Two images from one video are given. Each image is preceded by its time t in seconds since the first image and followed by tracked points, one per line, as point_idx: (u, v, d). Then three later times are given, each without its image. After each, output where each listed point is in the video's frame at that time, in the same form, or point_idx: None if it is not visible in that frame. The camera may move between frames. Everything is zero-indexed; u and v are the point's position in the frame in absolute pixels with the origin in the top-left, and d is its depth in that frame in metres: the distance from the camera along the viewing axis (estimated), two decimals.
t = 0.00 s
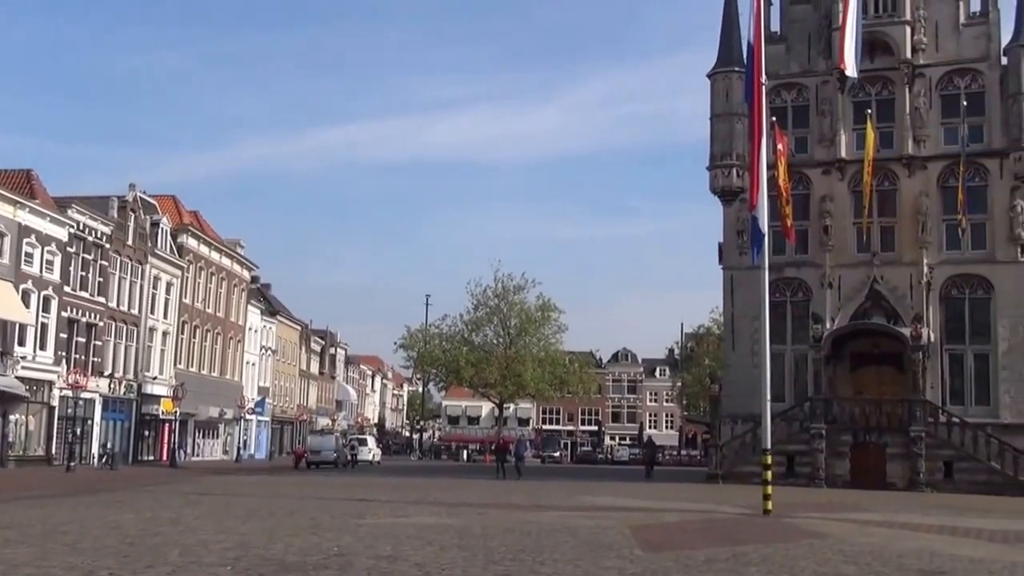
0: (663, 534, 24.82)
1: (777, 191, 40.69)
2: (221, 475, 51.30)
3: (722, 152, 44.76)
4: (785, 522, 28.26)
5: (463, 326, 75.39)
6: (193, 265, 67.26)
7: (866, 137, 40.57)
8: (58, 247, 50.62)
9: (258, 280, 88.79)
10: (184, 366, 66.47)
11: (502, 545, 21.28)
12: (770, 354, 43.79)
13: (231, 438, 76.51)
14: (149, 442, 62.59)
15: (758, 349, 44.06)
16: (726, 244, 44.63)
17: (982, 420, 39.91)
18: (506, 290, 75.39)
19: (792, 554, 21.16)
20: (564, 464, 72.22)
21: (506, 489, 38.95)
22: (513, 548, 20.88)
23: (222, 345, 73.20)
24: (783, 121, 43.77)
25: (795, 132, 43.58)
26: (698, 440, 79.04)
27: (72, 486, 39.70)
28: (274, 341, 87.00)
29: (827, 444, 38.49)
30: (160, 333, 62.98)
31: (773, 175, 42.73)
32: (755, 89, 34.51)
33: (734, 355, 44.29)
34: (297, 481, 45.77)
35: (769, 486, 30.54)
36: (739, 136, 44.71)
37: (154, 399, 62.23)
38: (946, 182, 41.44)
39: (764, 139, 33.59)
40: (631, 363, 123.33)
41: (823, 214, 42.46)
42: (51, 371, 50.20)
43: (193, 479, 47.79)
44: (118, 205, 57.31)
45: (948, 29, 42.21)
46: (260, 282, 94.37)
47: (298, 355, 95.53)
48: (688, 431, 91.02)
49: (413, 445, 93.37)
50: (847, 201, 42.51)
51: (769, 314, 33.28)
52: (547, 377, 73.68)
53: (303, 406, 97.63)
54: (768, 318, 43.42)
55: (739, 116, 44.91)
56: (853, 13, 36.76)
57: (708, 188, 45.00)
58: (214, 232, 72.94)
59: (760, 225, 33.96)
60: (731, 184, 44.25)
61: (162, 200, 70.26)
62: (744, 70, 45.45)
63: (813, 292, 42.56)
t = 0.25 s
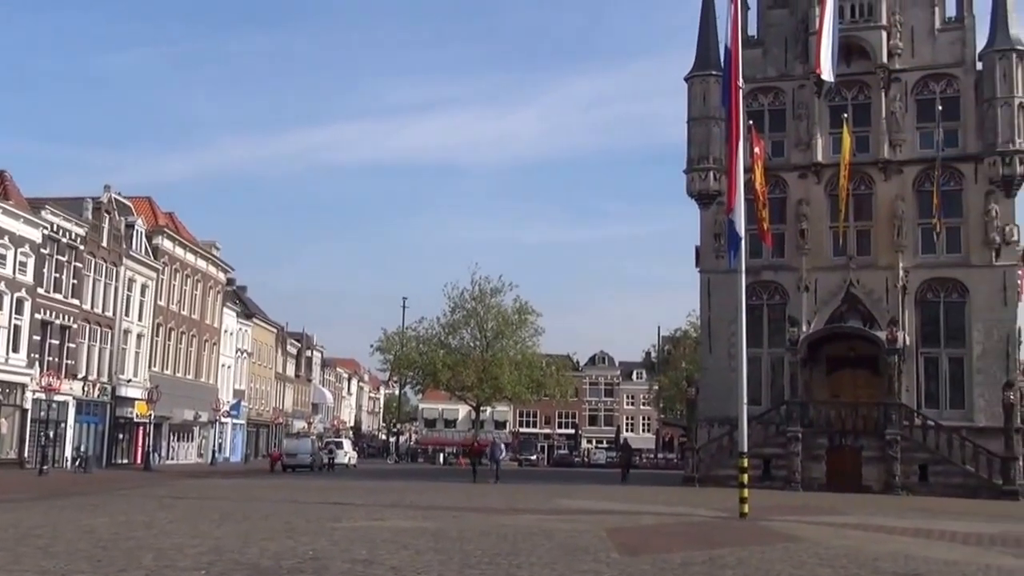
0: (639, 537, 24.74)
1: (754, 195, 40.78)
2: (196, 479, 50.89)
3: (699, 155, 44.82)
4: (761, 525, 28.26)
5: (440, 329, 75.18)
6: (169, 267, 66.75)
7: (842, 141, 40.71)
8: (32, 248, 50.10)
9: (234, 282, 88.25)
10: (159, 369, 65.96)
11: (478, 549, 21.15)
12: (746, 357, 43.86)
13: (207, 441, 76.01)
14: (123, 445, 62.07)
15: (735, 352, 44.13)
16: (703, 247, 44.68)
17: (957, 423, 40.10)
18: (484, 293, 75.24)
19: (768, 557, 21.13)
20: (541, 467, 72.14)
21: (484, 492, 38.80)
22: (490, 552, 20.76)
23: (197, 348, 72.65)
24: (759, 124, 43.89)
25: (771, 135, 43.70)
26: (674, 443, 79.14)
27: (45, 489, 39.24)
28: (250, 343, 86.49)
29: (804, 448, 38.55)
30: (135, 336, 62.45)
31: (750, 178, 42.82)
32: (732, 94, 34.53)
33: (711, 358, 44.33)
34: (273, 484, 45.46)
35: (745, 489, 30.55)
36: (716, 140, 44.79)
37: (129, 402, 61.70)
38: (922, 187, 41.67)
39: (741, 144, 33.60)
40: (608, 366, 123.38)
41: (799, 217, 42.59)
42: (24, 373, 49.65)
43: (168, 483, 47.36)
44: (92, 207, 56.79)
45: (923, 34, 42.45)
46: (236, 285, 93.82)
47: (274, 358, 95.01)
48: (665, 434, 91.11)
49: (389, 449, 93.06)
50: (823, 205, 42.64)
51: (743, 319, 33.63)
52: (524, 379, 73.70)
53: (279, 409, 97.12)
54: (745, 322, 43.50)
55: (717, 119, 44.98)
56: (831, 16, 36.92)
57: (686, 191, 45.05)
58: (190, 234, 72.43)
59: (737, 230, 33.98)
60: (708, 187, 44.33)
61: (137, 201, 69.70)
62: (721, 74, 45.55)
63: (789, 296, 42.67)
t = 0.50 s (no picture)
0: (614, 540, 24.65)
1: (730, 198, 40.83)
2: (170, 482, 50.44)
3: (676, 159, 44.84)
4: (737, 528, 28.26)
5: (417, 332, 74.93)
6: (143, 269, 66.20)
7: (818, 145, 40.84)
8: (5, 249, 49.55)
9: (209, 284, 87.68)
10: (133, 371, 65.38)
11: (454, 552, 21.00)
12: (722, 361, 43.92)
13: (181, 444, 75.44)
14: (97, 448, 61.47)
15: (711, 356, 44.17)
16: (680, 251, 44.70)
17: (932, 426, 40.26)
18: (461, 296, 75.03)
19: (743, 560, 21.09)
20: (517, 470, 71.96)
21: (461, 496, 38.62)
22: (466, 555, 20.65)
23: (171, 350, 72.09)
24: (736, 128, 43.99)
25: (748, 139, 43.81)
26: (651, 445, 79.23)
27: (16, 493, 38.74)
28: (225, 346, 85.93)
29: (780, 451, 38.60)
30: (109, 338, 61.88)
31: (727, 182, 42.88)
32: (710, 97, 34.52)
33: (688, 361, 44.35)
34: (248, 488, 45.12)
35: (721, 492, 30.54)
36: (693, 143, 44.83)
37: (103, 405, 61.11)
38: (897, 191, 41.86)
39: (718, 147, 33.59)
40: (584, 370, 123.33)
41: (775, 221, 42.69)
42: None
43: (142, 486, 46.89)
44: (67, 208, 56.27)
45: (899, 38, 42.67)
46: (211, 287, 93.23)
47: (249, 360, 94.44)
48: (641, 437, 91.08)
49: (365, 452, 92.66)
50: (799, 209, 42.76)
51: (719, 316, 33.15)
52: (501, 382, 73.60)
53: (254, 413, 96.53)
54: (722, 325, 43.55)
55: (694, 123, 45.02)
56: (807, 19, 37.08)
57: (663, 195, 45.06)
58: (165, 236, 71.88)
59: (714, 233, 33.97)
60: (685, 190, 44.36)
61: (112, 202, 69.10)
62: (698, 78, 45.63)
63: (766, 299, 42.74)
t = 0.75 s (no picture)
0: (590, 543, 24.59)
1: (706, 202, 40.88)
2: (144, 486, 49.98)
3: (653, 162, 44.86)
4: (713, 531, 28.24)
5: (393, 334, 74.65)
6: (118, 271, 65.65)
7: (795, 149, 40.95)
8: None
9: (184, 286, 87.04)
10: (106, 374, 64.79)
11: (430, 556, 20.88)
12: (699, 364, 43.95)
13: (155, 447, 74.86)
14: (70, 451, 60.87)
15: (687, 359, 44.19)
16: (656, 254, 44.71)
17: (907, 429, 40.43)
18: (437, 299, 74.80)
19: (719, 563, 21.07)
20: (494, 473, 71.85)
21: (437, 499, 38.44)
22: (442, 559, 20.50)
23: (146, 353, 71.50)
24: (713, 131, 44.08)
25: (725, 142, 43.89)
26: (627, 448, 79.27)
27: None
28: (200, 349, 85.37)
29: (756, 454, 38.65)
30: (83, 340, 61.30)
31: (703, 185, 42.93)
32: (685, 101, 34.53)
33: (664, 364, 44.37)
34: (223, 491, 44.75)
35: (697, 495, 30.52)
36: (670, 146, 44.84)
37: (76, 408, 60.53)
38: (873, 195, 42.04)
39: (694, 151, 33.60)
40: (561, 373, 123.23)
41: (752, 225, 42.78)
42: None
43: (115, 490, 46.45)
44: (40, 208, 55.73)
45: (875, 43, 42.86)
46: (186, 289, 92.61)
47: (224, 363, 93.88)
48: (618, 440, 91.09)
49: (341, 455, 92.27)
50: (776, 212, 42.86)
51: (696, 327, 33.40)
52: (477, 385, 73.43)
53: (229, 415, 95.93)
54: (698, 328, 43.59)
55: (670, 126, 45.04)
56: (784, 23, 37.13)
57: (640, 198, 45.06)
58: (140, 237, 71.32)
59: (690, 237, 33.97)
60: (662, 194, 44.36)
61: (86, 204, 68.49)
62: (675, 81, 45.68)
63: (742, 302, 42.83)
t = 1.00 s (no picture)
0: (566, 546, 24.55)
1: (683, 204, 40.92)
2: (117, 489, 49.53)
3: (630, 165, 44.89)
4: (689, 534, 28.23)
5: (369, 337, 74.38)
6: (92, 272, 65.09)
7: (771, 153, 41.08)
8: None
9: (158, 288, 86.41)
10: (80, 376, 64.22)
11: (405, 559, 20.76)
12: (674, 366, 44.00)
13: (129, 450, 74.27)
14: (42, 454, 60.28)
15: (663, 361, 44.23)
16: (632, 257, 44.74)
17: (881, 432, 40.61)
18: (413, 301, 74.56)
19: (694, 565, 21.07)
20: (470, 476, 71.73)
21: (413, 502, 38.29)
22: (417, 562, 20.38)
23: (120, 355, 70.93)
24: (689, 135, 44.18)
25: (701, 146, 43.99)
26: (603, 451, 79.26)
27: None
28: (175, 351, 84.80)
29: (731, 457, 38.72)
30: (56, 342, 60.73)
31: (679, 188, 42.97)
32: (663, 103, 34.52)
33: (640, 367, 44.39)
34: (198, 494, 44.39)
35: (673, 497, 30.54)
36: (646, 149, 44.88)
37: (49, 410, 59.95)
38: (848, 199, 42.22)
39: (671, 153, 33.60)
40: (537, 375, 123.10)
41: (728, 228, 42.88)
42: None
43: (88, 493, 46.00)
44: (13, 209, 55.22)
45: (850, 47, 43.04)
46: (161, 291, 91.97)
47: (199, 365, 93.27)
48: (594, 442, 91.14)
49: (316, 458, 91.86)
50: (752, 216, 42.99)
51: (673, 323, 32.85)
52: (453, 388, 73.24)
53: (204, 418, 95.32)
54: (674, 331, 43.64)
55: (647, 129, 45.08)
56: (760, 26, 37.18)
57: (616, 201, 45.08)
58: (114, 239, 70.75)
59: (666, 240, 33.98)
60: (638, 197, 44.39)
61: (60, 205, 67.87)
62: (651, 85, 45.74)
63: (718, 305, 42.91)
